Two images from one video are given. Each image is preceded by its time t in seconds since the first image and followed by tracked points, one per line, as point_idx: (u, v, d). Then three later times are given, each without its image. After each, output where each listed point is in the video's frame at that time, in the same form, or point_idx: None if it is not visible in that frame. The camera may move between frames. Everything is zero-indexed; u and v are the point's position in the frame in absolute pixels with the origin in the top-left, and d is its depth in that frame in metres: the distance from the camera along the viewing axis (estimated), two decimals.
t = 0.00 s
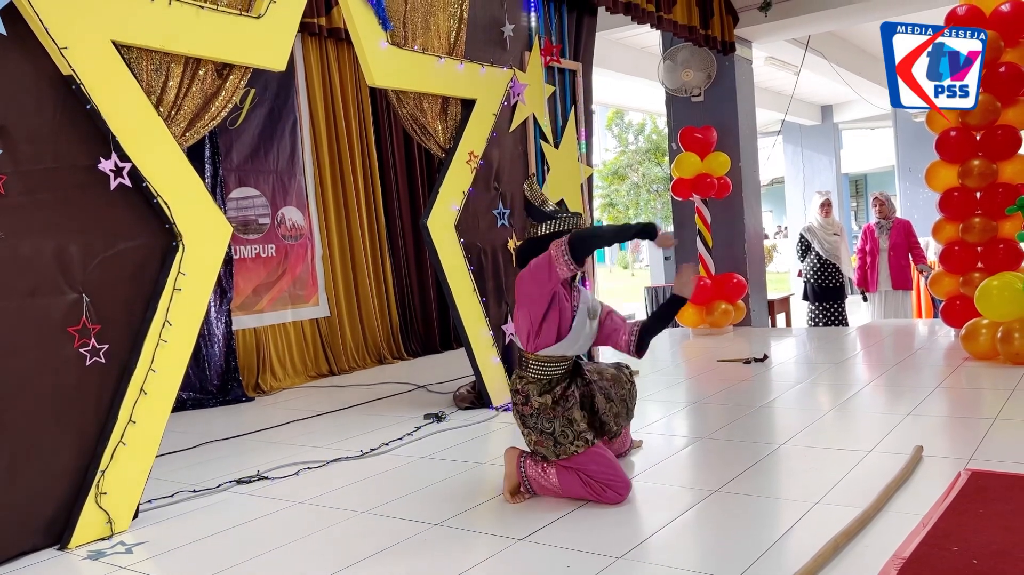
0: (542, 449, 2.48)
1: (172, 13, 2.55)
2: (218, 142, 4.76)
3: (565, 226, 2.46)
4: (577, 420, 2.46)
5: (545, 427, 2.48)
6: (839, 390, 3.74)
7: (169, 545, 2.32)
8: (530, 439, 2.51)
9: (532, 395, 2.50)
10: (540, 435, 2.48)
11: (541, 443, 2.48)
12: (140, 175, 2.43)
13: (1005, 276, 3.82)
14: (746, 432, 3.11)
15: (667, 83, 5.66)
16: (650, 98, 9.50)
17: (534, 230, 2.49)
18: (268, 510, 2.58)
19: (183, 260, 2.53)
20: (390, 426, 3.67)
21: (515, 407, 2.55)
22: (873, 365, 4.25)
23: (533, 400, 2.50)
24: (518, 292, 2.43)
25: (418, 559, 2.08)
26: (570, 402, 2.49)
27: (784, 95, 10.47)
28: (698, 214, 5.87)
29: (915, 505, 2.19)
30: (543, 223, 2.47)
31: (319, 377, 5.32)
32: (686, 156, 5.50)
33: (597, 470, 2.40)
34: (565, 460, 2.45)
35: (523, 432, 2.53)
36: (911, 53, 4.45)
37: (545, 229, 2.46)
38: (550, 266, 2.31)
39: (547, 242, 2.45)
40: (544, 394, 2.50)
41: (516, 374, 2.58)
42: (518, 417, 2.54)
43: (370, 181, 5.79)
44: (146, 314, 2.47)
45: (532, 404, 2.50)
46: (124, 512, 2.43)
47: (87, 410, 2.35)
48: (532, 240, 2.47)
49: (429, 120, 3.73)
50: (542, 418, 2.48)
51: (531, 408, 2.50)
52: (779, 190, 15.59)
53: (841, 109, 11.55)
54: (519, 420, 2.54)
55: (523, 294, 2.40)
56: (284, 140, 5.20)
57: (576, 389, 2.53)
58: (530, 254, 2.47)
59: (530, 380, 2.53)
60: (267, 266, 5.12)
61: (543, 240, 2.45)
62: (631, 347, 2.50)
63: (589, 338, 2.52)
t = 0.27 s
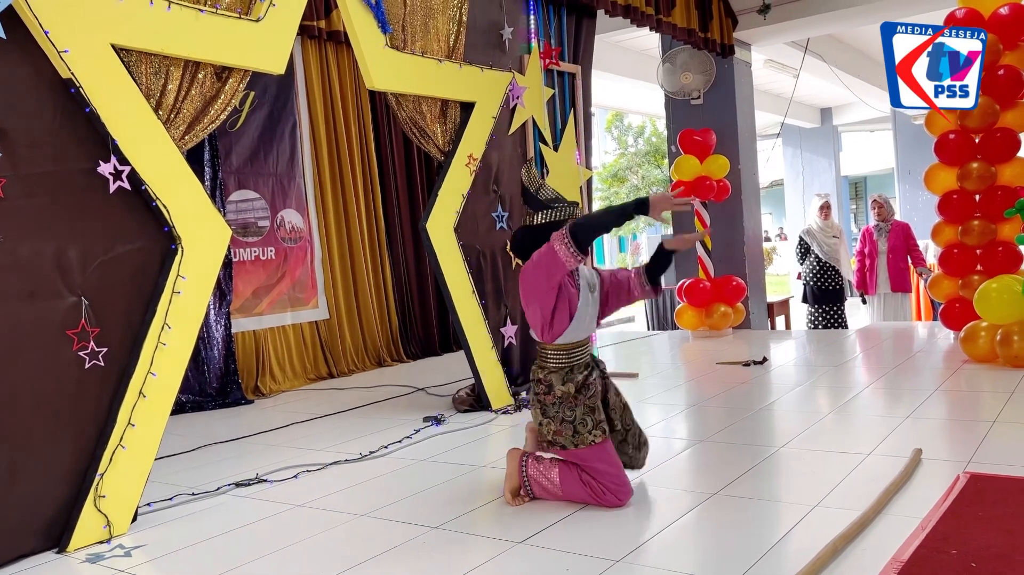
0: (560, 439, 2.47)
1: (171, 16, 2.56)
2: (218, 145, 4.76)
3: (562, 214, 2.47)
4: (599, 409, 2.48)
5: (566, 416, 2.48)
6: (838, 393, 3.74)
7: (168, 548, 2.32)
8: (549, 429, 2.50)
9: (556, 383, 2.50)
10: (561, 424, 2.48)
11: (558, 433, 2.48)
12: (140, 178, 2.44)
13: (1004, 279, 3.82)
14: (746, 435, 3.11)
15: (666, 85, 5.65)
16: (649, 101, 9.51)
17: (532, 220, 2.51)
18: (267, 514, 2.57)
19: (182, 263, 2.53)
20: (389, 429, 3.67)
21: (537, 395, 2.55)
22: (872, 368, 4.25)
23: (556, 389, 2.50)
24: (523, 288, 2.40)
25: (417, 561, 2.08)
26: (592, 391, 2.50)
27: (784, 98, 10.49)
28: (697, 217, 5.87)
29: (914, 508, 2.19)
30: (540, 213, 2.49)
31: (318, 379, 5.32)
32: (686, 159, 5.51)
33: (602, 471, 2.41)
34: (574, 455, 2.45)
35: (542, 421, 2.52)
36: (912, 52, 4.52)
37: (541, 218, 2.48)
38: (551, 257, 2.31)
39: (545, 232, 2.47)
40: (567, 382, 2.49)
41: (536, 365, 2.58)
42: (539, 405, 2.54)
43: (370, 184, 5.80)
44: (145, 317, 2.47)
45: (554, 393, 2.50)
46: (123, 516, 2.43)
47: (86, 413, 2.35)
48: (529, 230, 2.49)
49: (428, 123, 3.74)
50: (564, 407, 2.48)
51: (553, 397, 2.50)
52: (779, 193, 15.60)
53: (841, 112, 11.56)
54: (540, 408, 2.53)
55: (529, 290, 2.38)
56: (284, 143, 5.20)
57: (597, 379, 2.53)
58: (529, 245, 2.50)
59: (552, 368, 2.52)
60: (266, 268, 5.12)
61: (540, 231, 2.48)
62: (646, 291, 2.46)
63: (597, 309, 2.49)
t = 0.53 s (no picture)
0: (588, 424, 2.50)
1: (172, 19, 2.56)
2: (218, 148, 4.76)
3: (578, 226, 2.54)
4: (623, 396, 2.55)
5: (594, 400, 2.51)
6: (839, 395, 3.74)
7: (168, 551, 2.32)
8: (574, 415, 2.51)
9: (584, 368, 2.53)
10: (589, 408, 2.50)
11: (586, 417, 2.50)
12: (141, 181, 2.44)
13: (1004, 282, 3.82)
14: (747, 438, 3.11)
15: (666, 88, 5.65)
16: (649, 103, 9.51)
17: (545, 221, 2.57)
18: (267, 516, 2.57)
19: (183, 265, 2.53)
20: (389, 431, 3.66)
21: (561, 380, 2.55)
22: (872, 370, 4.25)
23: (584, 373, 2.53)
24: (542, 294, 2.51)
25: (418, 564, 2.08)
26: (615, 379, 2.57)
27: (784, 100, 10.49)
28: (697, 219, 5.87)
29: (915, 511, 2.19)
30: (556, 219, 2.55)
31: (318, 382, 5.32)
32: (686, 161, 5.51)
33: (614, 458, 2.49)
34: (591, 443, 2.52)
35: (567, 405, 2.52)
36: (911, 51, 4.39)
37: (554, 225, 2.55)
38: (562, 264, 2.44)
39: (557, 239, 2.55)
40: (594, 367, 2.54)
41: (558, 352, 2.60)
42: (561, 390, 2.54)
43: (370, 186, 5.80)
44: (146, 320, 2.47)
45: (582, 378, 2.53)
46: (124, 518, 2.42)
47: (87, 416, 2.35)
48: (539, 234, 2.58)
49: (429, 126, 3.74)
50: (593, 392, 2.51)
51: (581, 381, 2.52)
52: (779, 195, 15.59)
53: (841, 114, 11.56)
54: (564, 394, 2.53)
55: (548, 295, 2.49)
56: (284, 145, 5.20)
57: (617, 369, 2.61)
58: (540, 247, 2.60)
59: (578, 354, 2.55)
60: (266, 271, 5.12)
61: (550, 238, 2.56)
62: (632, 253, 2.53)
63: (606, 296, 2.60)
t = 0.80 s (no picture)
0: (558, 404, 2.59)
1: (173, 24, 2.56)
2: (219, 151, 4.77)
3: (602, 252, 2.47)
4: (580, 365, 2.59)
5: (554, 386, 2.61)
6: (839, 398, 3.74)
7: (169, 554, 2.32)
8: (545, 405, 2.62)
9: (537, 366, 2.65)
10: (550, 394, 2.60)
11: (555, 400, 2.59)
12: (142, 185, 2.44)
13: (1004, 285, 3.83)
14: (747, 441, 3.11)
15: (666, 91, 5.65)
16: (649, 106, 9.52)
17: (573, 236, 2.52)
18: (267, 520, 2.57)
19: (184, 269, 2.53)
20: (389, 434, 3.66)
21: (525, 385, 2.69)
22: (872, 373, 4.25)
23: (540, 370, 2.64)
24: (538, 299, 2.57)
25: (418, 568, 2.08)
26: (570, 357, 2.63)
27: (784, 103, 10.50)
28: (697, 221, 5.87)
29: (915, 514, 2.19)
30: (582, 239, 2.49)
31: (318, 385, 5.32)
32: (686, 164, 5.51)
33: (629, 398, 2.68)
34: (576, 419, 2.60)
35: (535, 403, 2.65)
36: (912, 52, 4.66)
37: (580, 244, 2.49)
38: (571, 313, 2.45)
39: (580, 258, 2.50)
40: (546, 358, 2.64)
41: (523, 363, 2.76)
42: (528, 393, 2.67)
43: (370, 189, 5.80)
44: (147, 323, 2.47)
45: (537, 375, 2.65)
46: (125, 521, 2.42)
47: (87, 419, 2.35)
48: (563, 244, 2.54)
49: (429, 129, 3.75)
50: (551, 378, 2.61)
51: (538, 377, 2.64)
52: (779, 198, 15.60)
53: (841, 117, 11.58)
54: (530, 395, 2.66)
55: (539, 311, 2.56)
56: (285, 148, 5.21)
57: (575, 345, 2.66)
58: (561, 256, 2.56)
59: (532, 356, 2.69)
60: (267, 274, 5.12)
61: (572, 253, 2.52)
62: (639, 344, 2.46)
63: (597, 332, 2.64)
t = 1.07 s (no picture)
0: (535, 430, 2.62)
1: (172, 26, 2.57)
2: (218, 152, 4.77)
3: (606, 291, 2.43)
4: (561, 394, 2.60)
5: (533, 411, 2.62)
6: (838, 400, 3.74)
7: (167, 556, 2.32)
8: (521, 428, 2.64)
9: (518, 387, 2.65)
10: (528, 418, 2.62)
11: (533, 424, 2.62)
12: (141, 187, 2.44)
13: (1003, 287, 3.84)
14: (746, 443, 3.11)
15: (665, 93, 5.65)
16: (649, 108, 9.52)
17: (583, 269, 2.49)
18: (266, 522, 2.57)
19: (183, 271, 2.53)
20: (388, 436, 3.66)
21: (506, 403, 2.69)
22: (872, 376, 4.24)
23: (521, 391, 2.64)
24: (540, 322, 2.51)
25: (416, 570, 2.08)
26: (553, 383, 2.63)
27: (783, 105, 10.51)
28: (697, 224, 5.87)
29: (915, 517, 2.19)
30: (590, 274, 2.45)
31: (317, 386, 5.31)
32: (685, 166, 5.51)
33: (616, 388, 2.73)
34: (554, 443, 2.63)
35: (513, 423, 2.66)
36: (911, 53, 4.62)
37: (589, 280, 2.45)
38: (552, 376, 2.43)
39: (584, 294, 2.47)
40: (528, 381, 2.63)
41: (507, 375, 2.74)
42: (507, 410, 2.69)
43: (370, 191, 5.81)
44: (145, 325, 2.47)
45: (517, 397, 2.65)
46: (123, 523, 2.42)
47: (85, 421, 2.34)
48: (572, 275, 2.51)
49: (428, 131, 3.75)
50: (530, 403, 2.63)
51: (518, 399, 2.64)
52: (778, 200, 15.60)
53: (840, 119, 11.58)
54: (509, 413, 2.67)
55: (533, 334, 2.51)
56: (284, 150, 5.21)
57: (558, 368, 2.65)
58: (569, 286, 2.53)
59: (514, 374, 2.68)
60: (266, 275, 5.12)
61: (577, 287, 2.49)
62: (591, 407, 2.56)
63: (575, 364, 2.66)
